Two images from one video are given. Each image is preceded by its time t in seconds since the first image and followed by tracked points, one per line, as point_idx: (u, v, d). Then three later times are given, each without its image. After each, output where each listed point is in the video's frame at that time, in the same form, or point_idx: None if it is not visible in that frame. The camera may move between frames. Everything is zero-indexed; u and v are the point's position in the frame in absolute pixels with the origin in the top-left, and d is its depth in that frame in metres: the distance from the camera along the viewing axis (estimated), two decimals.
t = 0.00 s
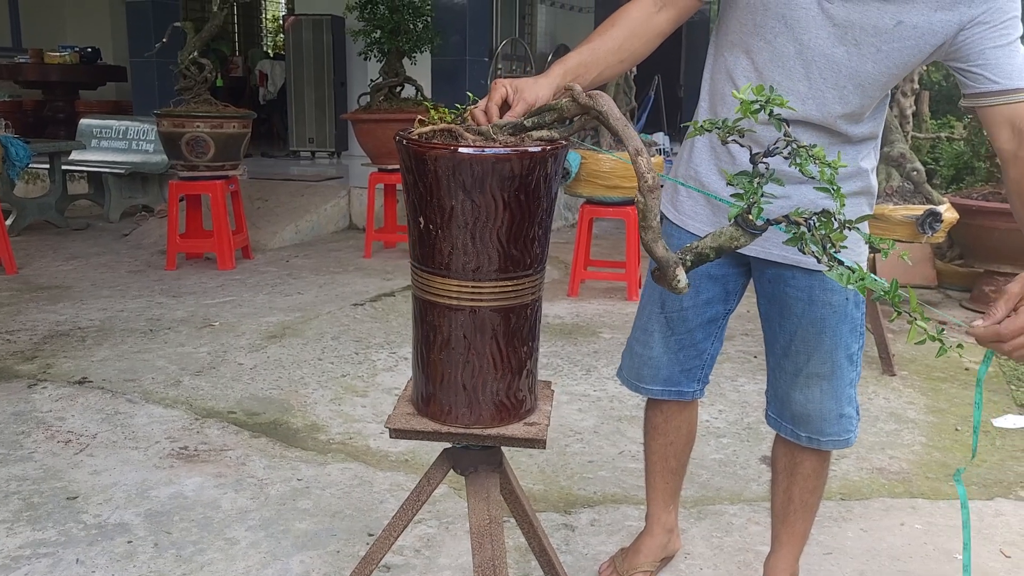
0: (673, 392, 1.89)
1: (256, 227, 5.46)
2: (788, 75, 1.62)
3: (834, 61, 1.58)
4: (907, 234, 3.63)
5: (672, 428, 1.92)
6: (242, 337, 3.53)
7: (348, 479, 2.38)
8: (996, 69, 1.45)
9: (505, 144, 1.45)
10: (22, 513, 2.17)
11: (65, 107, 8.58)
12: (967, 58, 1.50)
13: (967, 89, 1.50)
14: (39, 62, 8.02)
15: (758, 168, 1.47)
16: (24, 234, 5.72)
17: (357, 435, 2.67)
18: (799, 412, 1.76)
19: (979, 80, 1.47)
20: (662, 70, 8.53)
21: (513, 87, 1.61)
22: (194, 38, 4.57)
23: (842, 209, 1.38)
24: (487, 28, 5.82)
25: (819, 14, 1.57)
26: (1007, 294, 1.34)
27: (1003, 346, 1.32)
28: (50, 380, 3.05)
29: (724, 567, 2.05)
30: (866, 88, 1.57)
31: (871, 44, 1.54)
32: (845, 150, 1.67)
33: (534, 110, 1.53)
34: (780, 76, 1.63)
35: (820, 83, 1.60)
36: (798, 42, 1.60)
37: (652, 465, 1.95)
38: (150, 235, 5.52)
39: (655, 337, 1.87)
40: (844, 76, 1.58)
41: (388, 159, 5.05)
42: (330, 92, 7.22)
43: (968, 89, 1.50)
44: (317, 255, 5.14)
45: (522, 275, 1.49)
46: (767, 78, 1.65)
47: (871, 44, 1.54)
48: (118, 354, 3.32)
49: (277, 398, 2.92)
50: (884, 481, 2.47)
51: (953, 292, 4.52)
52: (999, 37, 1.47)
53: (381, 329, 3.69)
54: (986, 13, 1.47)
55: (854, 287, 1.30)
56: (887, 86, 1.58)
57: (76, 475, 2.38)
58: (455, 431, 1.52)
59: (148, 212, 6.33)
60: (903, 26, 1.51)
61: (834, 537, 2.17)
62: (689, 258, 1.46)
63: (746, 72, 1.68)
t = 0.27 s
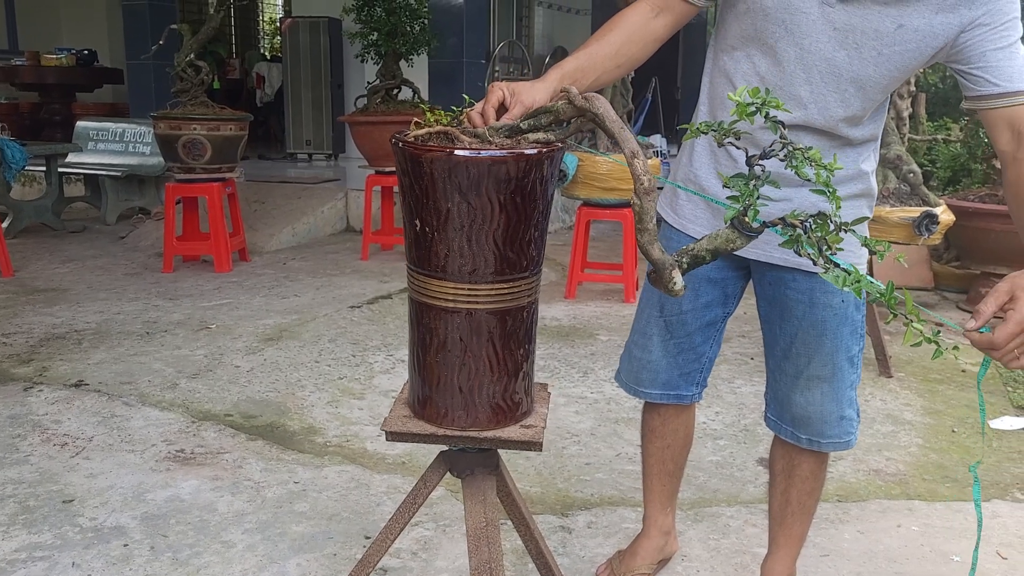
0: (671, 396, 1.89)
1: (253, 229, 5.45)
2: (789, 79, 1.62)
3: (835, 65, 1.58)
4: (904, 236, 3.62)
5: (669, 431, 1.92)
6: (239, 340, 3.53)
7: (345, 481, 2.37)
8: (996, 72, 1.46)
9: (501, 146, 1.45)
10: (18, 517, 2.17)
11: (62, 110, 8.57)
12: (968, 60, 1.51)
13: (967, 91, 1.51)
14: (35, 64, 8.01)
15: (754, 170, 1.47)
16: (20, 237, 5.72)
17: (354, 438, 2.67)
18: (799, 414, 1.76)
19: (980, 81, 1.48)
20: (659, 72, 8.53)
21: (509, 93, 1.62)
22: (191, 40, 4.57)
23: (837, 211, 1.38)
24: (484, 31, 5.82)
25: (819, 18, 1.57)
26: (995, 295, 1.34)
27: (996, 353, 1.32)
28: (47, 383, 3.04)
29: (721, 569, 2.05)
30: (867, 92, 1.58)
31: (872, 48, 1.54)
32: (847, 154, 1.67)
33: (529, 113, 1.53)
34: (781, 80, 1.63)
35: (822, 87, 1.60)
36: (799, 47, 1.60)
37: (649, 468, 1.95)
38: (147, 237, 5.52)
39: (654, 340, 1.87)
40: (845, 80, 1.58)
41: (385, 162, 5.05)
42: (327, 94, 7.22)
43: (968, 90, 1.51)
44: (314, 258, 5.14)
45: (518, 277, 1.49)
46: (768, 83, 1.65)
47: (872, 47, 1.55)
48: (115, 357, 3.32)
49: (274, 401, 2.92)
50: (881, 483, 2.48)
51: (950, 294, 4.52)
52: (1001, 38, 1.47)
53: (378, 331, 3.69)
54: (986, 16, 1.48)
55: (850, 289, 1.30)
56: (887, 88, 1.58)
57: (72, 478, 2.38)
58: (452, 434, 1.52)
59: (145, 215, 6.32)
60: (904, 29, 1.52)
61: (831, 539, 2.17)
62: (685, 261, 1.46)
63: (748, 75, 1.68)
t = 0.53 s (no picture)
0: (670, 398, 1.89)
1: (251, 231, 5.45)
2: (789, 79, 1.62)
3: (834, 65, 1.58)
4: (902, 237, 3.64)
5: (668, 432, 1.92)
6: (237, 341, 3.52)
7: (343, 483, 2.37)
8: (992, 74, 1.48)
9: (499, 148, 1.45)
10: (16, 519, 2.16)
11: (59, 111, 8.56)
12: (965, 61, 1.52)
13: (962, 92, 1.54)
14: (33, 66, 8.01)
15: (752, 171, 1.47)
16: (18, 238, 5.71)
17: (351, 439, 2.67)
18: (797, 416, 1.76)
19: (976, 82, 1.50)
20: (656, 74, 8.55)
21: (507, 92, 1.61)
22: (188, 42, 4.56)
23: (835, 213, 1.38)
24: (482, 33, 5.82)
25: (819, 17, 1.57)
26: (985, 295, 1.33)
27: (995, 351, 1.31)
28: (44, 385, 3.04)
29: (719, 571, 2.05)
30: (866, 92, 1.58)
31: (872, 48, 1.55)
32: (848, 156, 1.68)
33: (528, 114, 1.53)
34: (781, 80, 1.63)
35: (821, 87, 1.60)
36: (798, 46, 1.60)
37: (648, 469, 1.95)
38: (145, 239, 5.51)
39: (653, 342, 1.87)
40: (844, 80, 1.58)
41: (383, 164, 5.05)
42: (325, 96, 7.21)
43: (963, 92, 1.54)
44: (311, 259, 5.13)
45: (516, 279, 1.49)
46: (768, 83, 1.65)
47: (872, 47, 1.55)
48: (112, 359, 3.31)
49: (272, 403, 2.92)
50: (879, 485, 2.48)
51: (947, 295, 4.52)
52: (997, 40, 1.49)
53: (376, 333, 3.69)
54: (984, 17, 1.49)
55: (847, 291, 1.30)
56: (886, 89, 1.59)
57: (70, 480, 2.37)
58: (449, 435, 1.52)
59: (142, 216, 6.32)
60: (903, 30, 1.53)
61: (829, 541, 2.17)
62: (683, 262, 1.46)
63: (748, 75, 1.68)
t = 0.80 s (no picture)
0: (671, 406, 1.89)
1: (250, 233, 5.45)
2: (782, 74, 1.62)
3: (827, 57, 1.59)
4: (900, 240, 3.69)
5: (669, 439, 1.92)
6: (235, 344, 3.52)
7: (341, 486, 2.37)
8: (990, 70, 1.53)
9: (498, 150, 1.46)
10: (14, 521, 2.16)
11: (58, 113, 8.56)
12: (958, 55, 1.55)
13: (959, 87, 1.58)
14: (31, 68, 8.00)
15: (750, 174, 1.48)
16: (16, 240, 5.70)
17: (350, 442, 2.66)
18: (797, 420, 1.76)
19: (974, 81, 1.55)
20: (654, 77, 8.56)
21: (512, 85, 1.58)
22: (187, 44, 4.56)
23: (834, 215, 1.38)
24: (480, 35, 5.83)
25: (809, 12, 1.58)
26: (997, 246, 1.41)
27: (1003, 298, 1.40)
28: (42, 387, 3.03)
29: (718, 573, 2.05)
30: (860, 83, 1.59)
31: (863, 39, 1.56)
32: (845, 155, 1.67)
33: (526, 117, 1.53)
34: (775, 75, 1.63)
35: (816, 81, 1.60)
36: (790, 41, 1.61)
37: (651, 476, 1.95)
38: (143, 241, 5.51)
39: (653, 350, 1.87)
40: (837, 72, 1.59)
41: (382, 166, 5.05)
42: (323, 99, 7.22)
43: (960, 86, 1.58)
44: (310, 262, 5.13)
45: (515, 281, 1.50)
46: (762, 80, 1.65)
47: (863, 38, 1.56)
48: (110, 361, 3.31)
49: (270, 405, 2.92)
50: (877, 487, 2.48)
51: (946, 298, 4.56)
52: (989, 34, 1.52)
53: (374, 335, 3.69)
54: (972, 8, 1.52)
55: (846, 293, 1.30)
56: (881, 80, 1.59)
57: (68, 482, 2.37)
58: (449, 438, 1.52)
59: (141, 218, 6.31)
60: (894, 20, 1.54)
61: (827, 543, 2.17)
62: (681, 265, 1.46)
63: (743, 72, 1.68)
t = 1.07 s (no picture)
0: (668, 417, 1.88)
1: (246, 235, 5.45)
2: (755, 69, 1.63)
3: (797, 48, 1.60)
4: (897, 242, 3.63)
5: (667, 448, 1.92)
6: (232, 345, 3.52)
7: (337, 488, 2.37)
8: (944, 50, 1.60)
9: (496, 152, 1.46)
10: (10, 523, 2.15)
11: (54, 115, 8.55)
12: (914, 35, 1.61)
13: (914, 66, 1.65)
14: (27, 69, 7.99)
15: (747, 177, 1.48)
16: (12, 242, 5.69)
17: (346, 444, 2.66)
18: (789, 418, 1.76)
19: (932, 61, 1.62)
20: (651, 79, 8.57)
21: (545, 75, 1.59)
22: (184, 46, 4.56)
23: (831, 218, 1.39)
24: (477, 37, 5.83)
25: (774, 7, 1.60)
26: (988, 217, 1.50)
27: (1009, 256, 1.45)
28: (38, 389, 3.03)
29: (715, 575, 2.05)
30: (831, 70, 1.60)
31: (829, 26, 1.57)
32: (826, 148, 1.66)
33: (524, 119, 1.55)
34: (748, 71, 1.64)
35: (788, 72, 1.61)
36: (759, 36, 1.62)
37: (651, 484, 1.95)
38: (139, 243, 5.50)
39: (647, 362, 1.85)
40: (808, 61, 1.60)
41: (378, 167, 5.04)
42: (320, 100, 7.22)
43: (915, 65, 1.65)
44: (306, 263, 5.13)
45: (513, 284, 1.50)
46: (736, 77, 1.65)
47: (830, 25, 1.57)
48: (107, 362, 3.31)
49: (267, 407, 2.91)
50: (873, 489, 2.48)
51: (942, 300, 4.58)
52: (943, 14, 1.59)
53: (371, 337, 3.69)
54: None
55: (843, 295, 1.30)
56: (851, 65, 1.60)
57: (64, 484, 2.36)
58: (446, 440, 1.52)
59: (137, 220, 6.30)
60: (856, 5, 1.56)
61: (824, 545, 2.17)
62: (679, 267, 1.47)
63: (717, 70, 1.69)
